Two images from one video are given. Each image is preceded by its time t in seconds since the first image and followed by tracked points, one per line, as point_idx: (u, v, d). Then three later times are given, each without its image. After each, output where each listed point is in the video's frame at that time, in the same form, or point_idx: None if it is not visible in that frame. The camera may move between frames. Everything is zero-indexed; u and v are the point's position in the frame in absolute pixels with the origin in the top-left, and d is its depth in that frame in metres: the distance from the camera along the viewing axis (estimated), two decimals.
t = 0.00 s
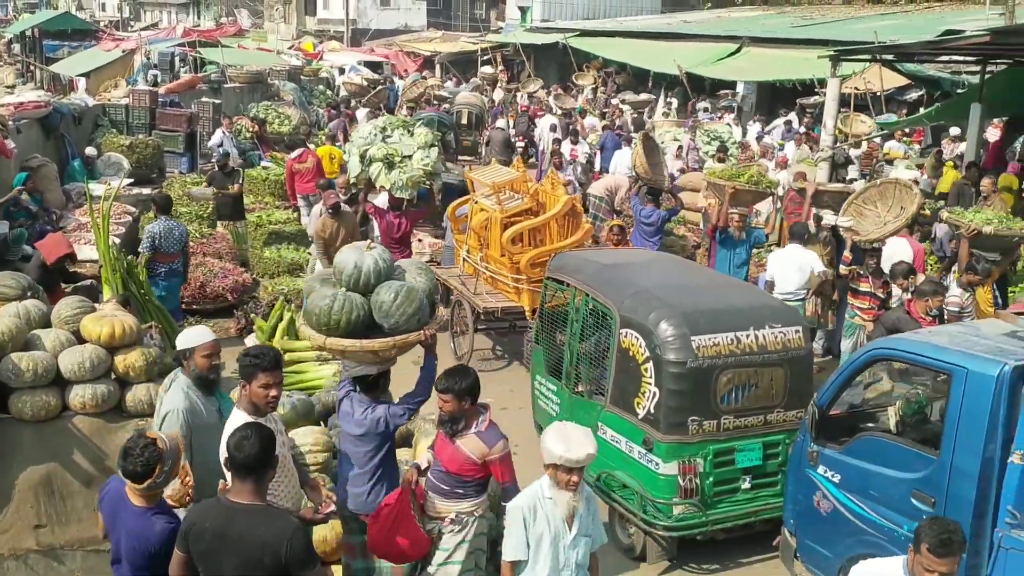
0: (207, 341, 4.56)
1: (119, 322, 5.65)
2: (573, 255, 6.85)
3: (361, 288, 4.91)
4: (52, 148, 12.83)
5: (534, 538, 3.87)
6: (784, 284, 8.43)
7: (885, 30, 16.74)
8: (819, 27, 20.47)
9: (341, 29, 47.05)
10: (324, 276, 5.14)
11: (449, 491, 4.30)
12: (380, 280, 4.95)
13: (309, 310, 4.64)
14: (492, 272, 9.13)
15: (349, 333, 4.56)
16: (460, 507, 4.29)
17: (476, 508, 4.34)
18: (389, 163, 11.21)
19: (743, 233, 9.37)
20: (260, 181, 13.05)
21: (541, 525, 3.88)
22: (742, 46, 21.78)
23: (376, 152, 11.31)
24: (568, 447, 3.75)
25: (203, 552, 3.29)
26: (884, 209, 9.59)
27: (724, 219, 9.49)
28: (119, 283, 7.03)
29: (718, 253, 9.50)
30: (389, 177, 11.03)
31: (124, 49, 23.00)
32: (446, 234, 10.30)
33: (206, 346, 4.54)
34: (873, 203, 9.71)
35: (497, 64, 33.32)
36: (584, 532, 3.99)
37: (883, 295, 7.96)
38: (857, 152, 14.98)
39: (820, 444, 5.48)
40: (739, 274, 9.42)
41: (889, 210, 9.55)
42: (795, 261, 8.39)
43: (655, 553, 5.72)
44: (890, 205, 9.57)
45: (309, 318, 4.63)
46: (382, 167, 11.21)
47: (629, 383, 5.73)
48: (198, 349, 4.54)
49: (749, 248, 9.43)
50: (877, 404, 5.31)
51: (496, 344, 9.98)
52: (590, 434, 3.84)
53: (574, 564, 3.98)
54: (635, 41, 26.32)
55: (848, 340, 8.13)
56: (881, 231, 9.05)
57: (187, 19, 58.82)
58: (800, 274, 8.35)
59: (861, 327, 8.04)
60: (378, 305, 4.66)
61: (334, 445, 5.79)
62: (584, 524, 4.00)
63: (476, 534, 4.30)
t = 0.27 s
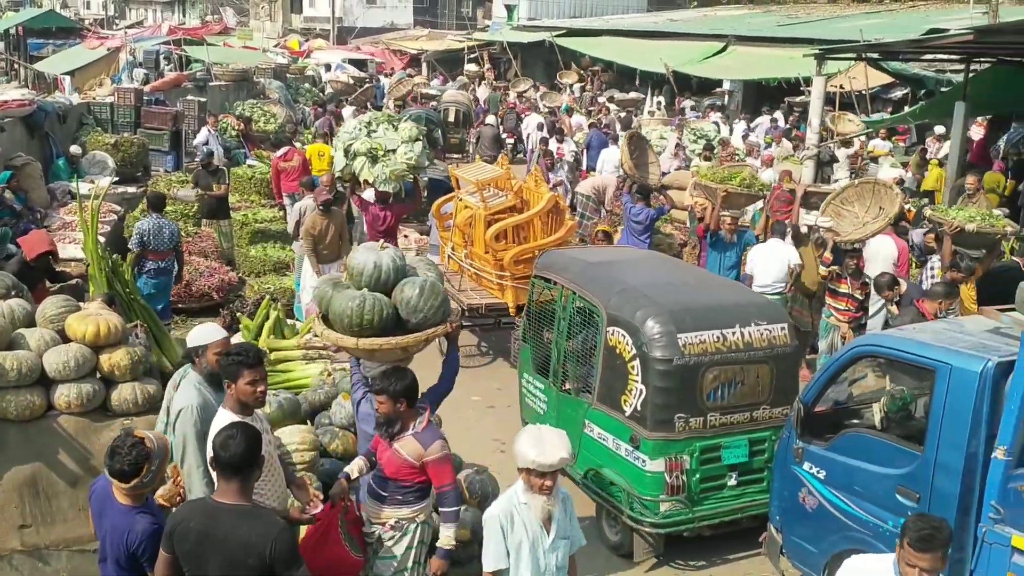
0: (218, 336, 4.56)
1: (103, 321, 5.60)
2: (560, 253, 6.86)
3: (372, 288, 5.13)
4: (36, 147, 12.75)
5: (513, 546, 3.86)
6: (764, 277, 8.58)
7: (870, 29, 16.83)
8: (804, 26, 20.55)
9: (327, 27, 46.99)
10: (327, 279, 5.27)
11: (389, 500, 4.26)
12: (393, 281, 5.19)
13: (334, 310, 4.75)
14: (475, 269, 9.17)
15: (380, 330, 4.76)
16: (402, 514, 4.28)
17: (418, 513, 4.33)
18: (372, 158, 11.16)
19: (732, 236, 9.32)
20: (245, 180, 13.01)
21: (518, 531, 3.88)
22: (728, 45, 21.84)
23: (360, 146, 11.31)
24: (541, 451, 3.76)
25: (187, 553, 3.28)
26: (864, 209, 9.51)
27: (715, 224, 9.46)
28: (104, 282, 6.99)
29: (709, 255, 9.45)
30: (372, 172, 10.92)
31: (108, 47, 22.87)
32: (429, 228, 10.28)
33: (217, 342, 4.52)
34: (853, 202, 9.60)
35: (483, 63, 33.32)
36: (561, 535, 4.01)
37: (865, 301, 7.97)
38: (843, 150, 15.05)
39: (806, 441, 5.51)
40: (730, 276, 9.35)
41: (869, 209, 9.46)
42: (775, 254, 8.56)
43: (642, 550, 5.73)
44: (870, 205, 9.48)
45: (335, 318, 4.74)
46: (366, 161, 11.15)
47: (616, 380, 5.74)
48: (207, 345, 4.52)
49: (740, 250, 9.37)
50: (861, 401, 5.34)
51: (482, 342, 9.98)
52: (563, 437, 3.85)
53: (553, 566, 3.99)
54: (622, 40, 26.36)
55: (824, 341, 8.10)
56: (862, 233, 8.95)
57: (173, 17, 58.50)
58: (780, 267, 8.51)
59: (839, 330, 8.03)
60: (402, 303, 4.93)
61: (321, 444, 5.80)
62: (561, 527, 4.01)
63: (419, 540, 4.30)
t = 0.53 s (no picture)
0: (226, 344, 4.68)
1: (84, 320, 5.59)
2: (544, 251, 6.87)
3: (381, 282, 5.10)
4: (16, 145, 12.64)
5: (486, 553, 3.92)
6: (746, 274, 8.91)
7: (851, 27, 16.94)
8: (786, 24, 20.66)
9: (309, 24, 46.81)
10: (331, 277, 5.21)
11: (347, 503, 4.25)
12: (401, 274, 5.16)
13: (355, 307, 4.70)
14: (454, 265, 9.21)
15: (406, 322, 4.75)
16: (356, 516, 4.26)
17: (372, 516, 4.30)
18: (351, 152, 11.23)
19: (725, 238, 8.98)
20: (227, 177, 12.96)
21: (490, 541, 3.93)
22: (710, 43, 21.91)
23: (338, 140, 11.33)
24: (510, 470, 3.77)
25: (169, 553, 3.27)
26: (843, 209, 8.92)
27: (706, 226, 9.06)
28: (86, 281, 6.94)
29: (700, 257, 9.09)
30: (349, 166, 11.07)
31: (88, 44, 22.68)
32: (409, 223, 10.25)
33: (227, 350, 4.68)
34: (830, 200, 8.96)
35: (466, 60, 33.29)
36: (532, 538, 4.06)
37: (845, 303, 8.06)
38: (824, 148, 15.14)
39: (787, 436, 5.54)
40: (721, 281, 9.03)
41: (848, 209, 8.89)
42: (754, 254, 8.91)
43: (626, 545, 5.75)
44: (849, 206, 8.91)
45: (358, 315, 4.69)
46: (344, 155, 11.23)
47: (600, 377, 5.75)
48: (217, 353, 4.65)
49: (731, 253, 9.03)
50: (842, 396, 5.43)
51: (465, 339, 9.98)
52: (536, 455, 3.85)
53: (527, 567, 4.06)
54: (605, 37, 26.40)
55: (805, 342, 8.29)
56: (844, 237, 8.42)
57: (153, 15, 58.07)
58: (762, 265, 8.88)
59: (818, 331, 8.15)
60: (418, 294, 4.94)
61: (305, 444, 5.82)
62: (532, 531, 4.06)
63: (372, 544, 4.27)
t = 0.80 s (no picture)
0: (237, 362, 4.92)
1: (61, 318, 5.58)
2: (524, 247, 6.88)
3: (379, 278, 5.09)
4: None
5: (458, 560, 4.11)
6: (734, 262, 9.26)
7: (829, 25, 17.05)
8: (764, 21, 20.77)
9: (287, 20, 46.51)
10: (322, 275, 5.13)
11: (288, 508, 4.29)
12: (398, 270, 5.15)
13: (364, 305, 4.68)
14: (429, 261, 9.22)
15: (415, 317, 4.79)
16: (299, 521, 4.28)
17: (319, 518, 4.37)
18: (326, 146, 11.06)
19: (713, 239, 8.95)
20: (205, 174, 12.86)
21: (461, 546, 4.12)
22: (689, 40, 21.97)
23: (315, 135, 11.17)
24: (479, 481, 3.96)
25: (147, 552, 3.27)
26: (823, 212, 8.69)
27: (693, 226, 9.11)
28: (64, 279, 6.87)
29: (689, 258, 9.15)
30: (325, 160, 10.83)
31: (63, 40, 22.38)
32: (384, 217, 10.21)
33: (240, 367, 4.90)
34: (810, 203, 8.69)
35: (446, 56, 33.21)
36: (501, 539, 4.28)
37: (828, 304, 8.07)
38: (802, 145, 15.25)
39: (765, 431, 5.60)
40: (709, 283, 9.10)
41: (828, 212, 8.67)
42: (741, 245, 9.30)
43: (607, 541, 5.78)
44: (829, 208, 8.69)
45: (368, 312, 4.66)
46: (320, 149, 11.05)
47: (581, 373, 5.77)
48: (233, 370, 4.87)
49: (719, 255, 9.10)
50: (819, 391, 5.54)
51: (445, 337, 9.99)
52: (506, 472, 4.01)
53: (498, 567, 4.28)
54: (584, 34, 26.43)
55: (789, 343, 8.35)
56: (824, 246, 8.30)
57: (129, 10, 57.45)
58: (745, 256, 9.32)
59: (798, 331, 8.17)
60: (420, 288, 5.00)
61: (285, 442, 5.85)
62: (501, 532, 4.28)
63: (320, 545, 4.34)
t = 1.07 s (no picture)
0: (237, 363, 4.53)
1: (35, 318, 5.55)
2: (500, 244, 6.88)
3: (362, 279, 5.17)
4: None
5: (435, 561, 4.12)
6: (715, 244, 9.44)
7: (804, 23, 17.16)
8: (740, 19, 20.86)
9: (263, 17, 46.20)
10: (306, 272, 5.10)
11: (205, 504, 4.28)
12: (382, 272, 5.24)
13: (364, 302, 4.75)
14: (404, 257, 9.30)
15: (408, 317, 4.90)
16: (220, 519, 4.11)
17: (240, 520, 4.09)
18: (304, 143, 11.03)
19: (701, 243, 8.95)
20: (180, 172, 12.75)
21: (437, 547, 4.12)
22: (666, 38, 22.01)
23: (293, 131, 11.14)
24: (453, 482, 3.97)
25: (124, 553, 3.26)
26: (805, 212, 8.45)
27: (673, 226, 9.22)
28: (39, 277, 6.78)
29: (678, 261, 9.11)
30: (302, 157, 10.85)
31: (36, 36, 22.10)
32: (355, 209, 10.14)
33: (243, 366, 4.54)
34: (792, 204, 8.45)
35: (423, 54, 33.12)
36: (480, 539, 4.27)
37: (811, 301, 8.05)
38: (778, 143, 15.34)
39: (742, 426, 5.64)
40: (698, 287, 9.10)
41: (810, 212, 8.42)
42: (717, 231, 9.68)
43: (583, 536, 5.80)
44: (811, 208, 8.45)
45: (367, 309, 4.74)
46: (297, 146, 11.01)
47: (557, 369, 5.78)
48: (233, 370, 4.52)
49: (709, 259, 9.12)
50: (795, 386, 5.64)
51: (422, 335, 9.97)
52: (481, 474, 3.99)
53: (476, 565, 4.29)
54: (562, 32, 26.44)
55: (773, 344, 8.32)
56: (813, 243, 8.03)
57: (103, 7, 56.87)
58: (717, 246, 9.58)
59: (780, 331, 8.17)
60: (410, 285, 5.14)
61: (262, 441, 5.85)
62: (480, 533, 4.27)
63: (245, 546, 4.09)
